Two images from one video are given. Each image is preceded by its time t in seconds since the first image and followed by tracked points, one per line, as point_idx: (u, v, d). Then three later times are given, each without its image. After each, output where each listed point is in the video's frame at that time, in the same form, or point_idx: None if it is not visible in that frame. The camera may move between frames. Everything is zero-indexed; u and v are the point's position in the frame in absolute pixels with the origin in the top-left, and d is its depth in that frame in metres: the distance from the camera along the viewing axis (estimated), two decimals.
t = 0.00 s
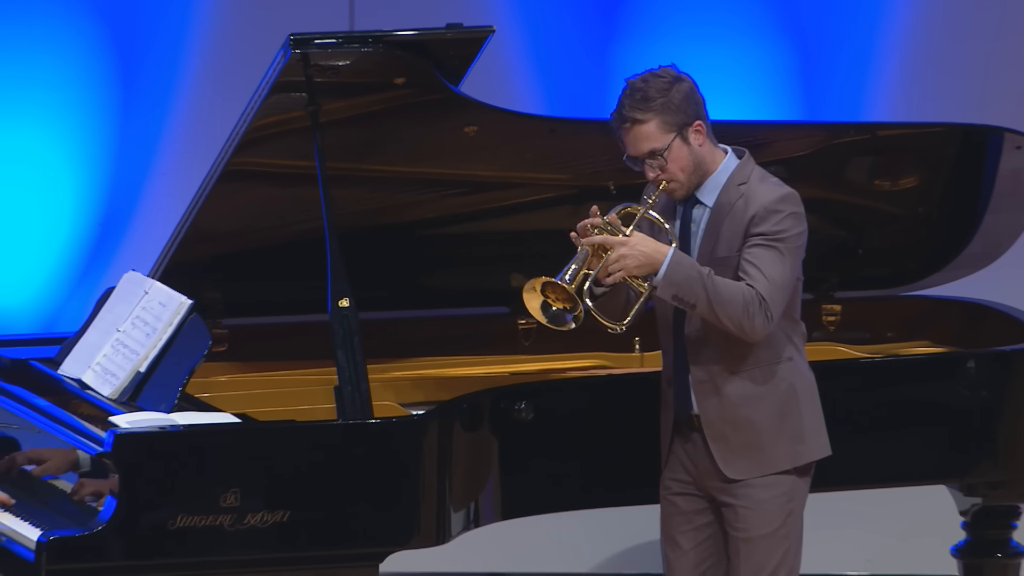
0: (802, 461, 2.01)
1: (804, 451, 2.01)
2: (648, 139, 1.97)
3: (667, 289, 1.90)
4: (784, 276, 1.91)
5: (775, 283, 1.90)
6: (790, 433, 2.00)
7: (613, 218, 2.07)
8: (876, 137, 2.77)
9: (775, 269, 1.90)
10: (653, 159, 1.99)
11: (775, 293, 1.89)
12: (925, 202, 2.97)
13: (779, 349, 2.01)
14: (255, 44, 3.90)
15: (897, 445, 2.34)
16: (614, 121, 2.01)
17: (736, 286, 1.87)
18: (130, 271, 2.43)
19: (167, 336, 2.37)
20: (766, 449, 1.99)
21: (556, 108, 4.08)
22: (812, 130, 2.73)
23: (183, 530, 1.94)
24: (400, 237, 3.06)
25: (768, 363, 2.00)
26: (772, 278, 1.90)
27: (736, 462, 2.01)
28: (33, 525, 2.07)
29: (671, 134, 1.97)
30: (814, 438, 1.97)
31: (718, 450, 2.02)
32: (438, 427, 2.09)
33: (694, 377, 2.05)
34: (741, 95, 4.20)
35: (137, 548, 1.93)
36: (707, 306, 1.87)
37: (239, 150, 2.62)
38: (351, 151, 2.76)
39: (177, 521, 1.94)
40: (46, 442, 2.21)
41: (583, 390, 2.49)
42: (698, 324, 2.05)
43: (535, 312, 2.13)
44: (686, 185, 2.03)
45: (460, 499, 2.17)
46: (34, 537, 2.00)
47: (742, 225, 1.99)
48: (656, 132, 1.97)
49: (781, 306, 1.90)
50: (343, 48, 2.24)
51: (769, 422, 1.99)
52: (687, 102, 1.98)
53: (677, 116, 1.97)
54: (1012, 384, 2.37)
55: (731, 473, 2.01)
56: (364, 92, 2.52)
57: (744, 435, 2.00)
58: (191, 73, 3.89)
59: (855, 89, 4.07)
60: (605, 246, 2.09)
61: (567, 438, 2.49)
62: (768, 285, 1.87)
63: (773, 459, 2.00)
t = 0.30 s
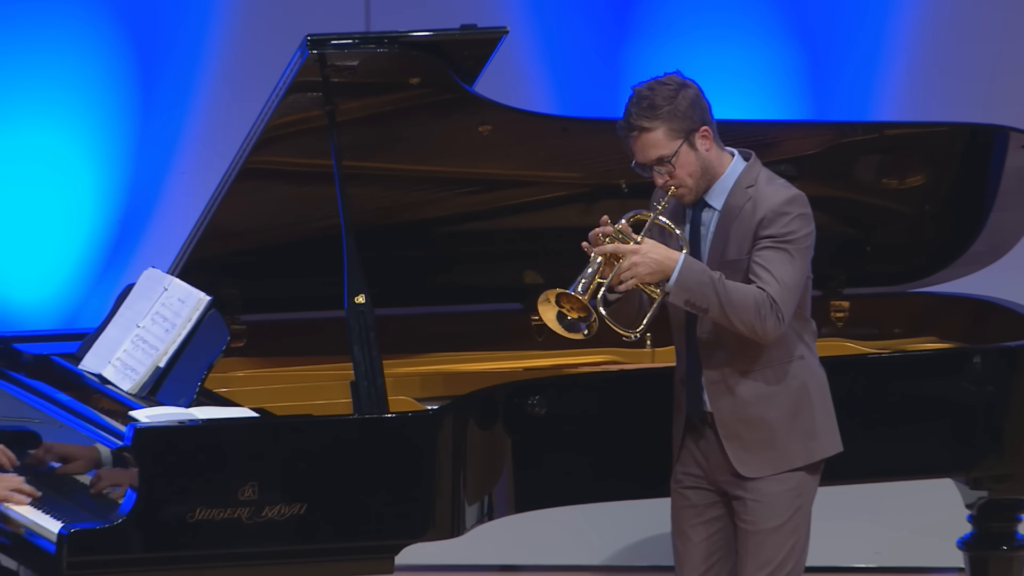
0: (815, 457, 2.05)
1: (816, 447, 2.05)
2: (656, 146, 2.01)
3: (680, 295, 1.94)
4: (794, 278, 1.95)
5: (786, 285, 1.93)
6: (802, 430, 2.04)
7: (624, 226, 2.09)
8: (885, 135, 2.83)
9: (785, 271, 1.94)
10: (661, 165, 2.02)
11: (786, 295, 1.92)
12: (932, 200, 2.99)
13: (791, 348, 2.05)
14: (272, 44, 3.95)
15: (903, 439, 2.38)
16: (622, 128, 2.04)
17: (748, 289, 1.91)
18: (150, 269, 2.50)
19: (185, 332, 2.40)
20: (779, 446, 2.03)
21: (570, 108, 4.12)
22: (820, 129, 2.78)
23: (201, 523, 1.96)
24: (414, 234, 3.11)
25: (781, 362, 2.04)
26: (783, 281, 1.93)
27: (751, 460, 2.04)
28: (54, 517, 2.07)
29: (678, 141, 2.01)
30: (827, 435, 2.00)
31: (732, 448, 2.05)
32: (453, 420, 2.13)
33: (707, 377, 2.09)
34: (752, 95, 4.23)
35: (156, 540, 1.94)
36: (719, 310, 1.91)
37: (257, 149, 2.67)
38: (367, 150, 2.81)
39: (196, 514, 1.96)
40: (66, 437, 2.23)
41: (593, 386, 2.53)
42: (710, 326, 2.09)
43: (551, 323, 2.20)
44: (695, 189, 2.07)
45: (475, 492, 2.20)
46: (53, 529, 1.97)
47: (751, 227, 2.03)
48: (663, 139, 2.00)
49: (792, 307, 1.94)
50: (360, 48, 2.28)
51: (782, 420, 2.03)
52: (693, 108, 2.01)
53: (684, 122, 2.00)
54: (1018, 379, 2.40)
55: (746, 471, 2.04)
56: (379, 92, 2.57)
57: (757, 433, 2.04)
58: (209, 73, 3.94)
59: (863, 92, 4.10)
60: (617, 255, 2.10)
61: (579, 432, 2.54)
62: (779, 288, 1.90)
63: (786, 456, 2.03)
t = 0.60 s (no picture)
0: (824, 454, 2.08)
1: (825, 444, 2.09)
2: (665, 149, 2.06)
3: (690, 295, 1.98)
4: (801, 279, 1.99)
5: (793, 286, 1.97)
6: (812, 428, 2.07)
7: (634, 229, 2.13)
8: (892, 135, 2.84)
9: (793, 271, 1.98)
10: (671, 168, 2.07)
11: (794, 296, 1.97)
12: (939, 198, 3.02)
13: (800, 347, 2.08)
14: (289, 46, 4.01)
15: (909, 432, 2.41)
16: (632, 132, 2.10)
17: (756, 290, 1.95)
18: (170, 266, 2.56)
19: (204, 327, 2.46)
20: (789, 444, 2.07)
21: (584, 108, 4.16)
22: (828, 128, 2.82)
23: (221, 515, 1.99)
24: (429, 232, 3.16)
25: (790, 361, 2.08)
26: (791, 281, 1.97)
27: (762, 458, 2.08)
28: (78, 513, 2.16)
29: (686, 144, 2.05)
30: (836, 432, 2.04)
31: (743, 446, 2.09)
32: (467, 416, 2.16)
33: (718, 376, 2.13)
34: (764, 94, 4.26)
35: (176, 532, 1.97)
36: (729, 311, 1.95)
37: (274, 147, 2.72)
38: (382, 149, 2.86)
39: (215, 506, 1.98)
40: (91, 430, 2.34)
41: (605, 382, 2.58)
42: (720, 326, 2.13)
43: (564, 326, 2.22)
44: (704, 192, 2.11)
45: (490, 485, 2.25)
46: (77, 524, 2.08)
47: (760, 228, 2.07)
48: (672, 143, 2.05)
49: (799, 307, 1.98)
50: (376, 49, 2.33)
51: (791, 418, 2.07)
52: (701, 112, 2.06)
53: (692, 126, 2.05)
54: None
55: (757, 469, 2.08)
56: (395, 92, 2.62)
57: (768, 430, 2.07)
58: (227, 73, 4.00)
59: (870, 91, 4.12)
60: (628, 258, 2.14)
61: (590, 427, 2.58)
62: (787, 289, 1.95)
63: (796, 453, 2.07)
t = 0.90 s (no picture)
0: (830, 446, 2.13)
1: (832, 437, 2.13)
2: (678, 143, 2.10)
3: (699, 286, 2.02)
4: (810, 272, 2.03)
5: (802, 279, 2.02)
6: (818, 420, 2.12)
7: (646, 220, 2.17)
8: (900, 133, 2.88)
9: (801, 265, 2.02)
10: (684, 160, 2.11)
11: (802, 288, 2.00)
12: (946, 194, 3.05)
13: (808, 340, 2.13)
14: (307, 46, 4.06)
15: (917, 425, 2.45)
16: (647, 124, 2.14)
17: (765, 283, 1.99)
18: (189, 261, 2.62)
19: (223, 322, 2.54)
20: (796, 435, 2.11)
21: (596, 106, 4.20)
22: (838, 126, 2.86)
23: (239, 507, 2.01)
24: (443, 228, 3.21)
25: (797, 354, 2.13)
26: (799, 274, 2.01)
27: (769, 449, 2.12)
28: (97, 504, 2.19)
29: (699, 138, 2.09)
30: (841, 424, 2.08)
31: (751, 438, 2.13)
32: (481, 409, 2.20)
33: (726, 368, 2.17)
34: (775, 92, 4.29)
35: (195, 523, 2.00)
36: (737, 302, 1.99)
37: (292, 144, 2.77)
38: (398, 146, 2.91)
39: (233, 498, 2.01)
40: (111, 424, 2.37)
41: (617, 376, 2.62)
42: (729, 318, 2.18)
43: (574, 313, 2.30)
44: (715, 185, 2.15)
45: (504, 476, 2.30)
46: (97, 515, 2.12)
47: (770, 223, 2.11)
48: (685, 136, 2.09)
49: (807, 300, 2.02)
50: (391, 48, 2.37)
51: (798, 409, 2.11)
52: (715, 106, 2.10)
53: (706, 120, 2.09)
54: None
55: (764, 459, 2.11)
56: (411, 90, 2.67)
57: (775, 422, 2.12)
58: (245, 73, 4.06)
59: (880, 90, 4.15)
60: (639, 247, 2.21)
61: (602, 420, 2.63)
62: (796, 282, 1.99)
63: (802, 445, 2.11)
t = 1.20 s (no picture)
0: (836, 435, 2.17)
1: (837, 426, 2.18)
2: (696, 130, 2.15)
3: (712, 271, 2.07)
4: (821, 262, 2.08)
5: (812, 267, 2.07)
6: (825, 409, 2.16)
7: (662, 205, 2.24)
8: (910, 130, 2.95)
9: (813, 255, 2.07)
10: (701, 148, 2.16)
11: (812, 277, 2.05)
12: (956, 190, 3.10)
13: (816, 330, 2.17)
14: (327, 44, 4.13)
15: (927, 416, 2.49)
16: (666, 112, 2.20)
17: (777, 270, 2.04)
18: (211, 256, 2.68)
19: (245, 315, 2.58)
20: (802, 423, 2.16)
21: (611, 104, 4.25)
22: (849, 122, 2.90)
23: (261, 497, 2.07)
24: (461, 223, 3.25)
25: (806, 344, 2.18)
26: (810, 263, 2.07)
27: (775, 436, 2.17)
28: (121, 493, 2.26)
29: (717, 127, 2.15)
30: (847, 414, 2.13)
31: (757, 424, 2.18)
32: (497, 401, 2.25)
33: (736, 355, 2.23)
34: (790, 90, 4.31)
35: (218, 513, 2.06)
36: (749, 288, 2.04)
37: (313, 141, 2.83)
38: (416, 143, 2.96)
39: (255, 488, 2.07)
40: (136, 417, 2.43)
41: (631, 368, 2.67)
42: (740, 305, 2.22)
43: (588, 293, 2.37)
44: (730, 174, 2.20)
45: (520, 466, 2.35)
46: (120, 504, 2.16)
47: (783, 214, 2.16)
48: (703, 124, 2.14)
49: (818, 289, 2.07)
50: (410, 46, 2.43)
51: (806, 398, 2.16)
52: (733, 97, 2.16)
53: (724, 110, 2.15)
54: None
55: (770, 446, 2.17)
56: (429, 87, 2.72)
57: (782, 410, 2.17)
58: (266, 69, 4.12)
59: (890, 86, 4.21)
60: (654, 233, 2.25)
61: (616, 413, 2.67)
62: (806, 270, 2.04)
63: (808, 434, 2.16)
